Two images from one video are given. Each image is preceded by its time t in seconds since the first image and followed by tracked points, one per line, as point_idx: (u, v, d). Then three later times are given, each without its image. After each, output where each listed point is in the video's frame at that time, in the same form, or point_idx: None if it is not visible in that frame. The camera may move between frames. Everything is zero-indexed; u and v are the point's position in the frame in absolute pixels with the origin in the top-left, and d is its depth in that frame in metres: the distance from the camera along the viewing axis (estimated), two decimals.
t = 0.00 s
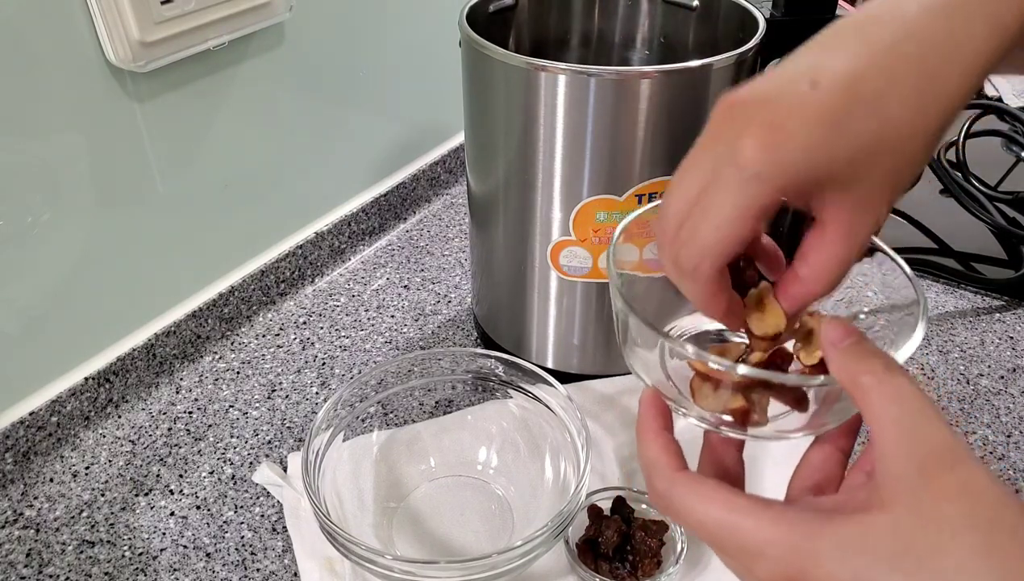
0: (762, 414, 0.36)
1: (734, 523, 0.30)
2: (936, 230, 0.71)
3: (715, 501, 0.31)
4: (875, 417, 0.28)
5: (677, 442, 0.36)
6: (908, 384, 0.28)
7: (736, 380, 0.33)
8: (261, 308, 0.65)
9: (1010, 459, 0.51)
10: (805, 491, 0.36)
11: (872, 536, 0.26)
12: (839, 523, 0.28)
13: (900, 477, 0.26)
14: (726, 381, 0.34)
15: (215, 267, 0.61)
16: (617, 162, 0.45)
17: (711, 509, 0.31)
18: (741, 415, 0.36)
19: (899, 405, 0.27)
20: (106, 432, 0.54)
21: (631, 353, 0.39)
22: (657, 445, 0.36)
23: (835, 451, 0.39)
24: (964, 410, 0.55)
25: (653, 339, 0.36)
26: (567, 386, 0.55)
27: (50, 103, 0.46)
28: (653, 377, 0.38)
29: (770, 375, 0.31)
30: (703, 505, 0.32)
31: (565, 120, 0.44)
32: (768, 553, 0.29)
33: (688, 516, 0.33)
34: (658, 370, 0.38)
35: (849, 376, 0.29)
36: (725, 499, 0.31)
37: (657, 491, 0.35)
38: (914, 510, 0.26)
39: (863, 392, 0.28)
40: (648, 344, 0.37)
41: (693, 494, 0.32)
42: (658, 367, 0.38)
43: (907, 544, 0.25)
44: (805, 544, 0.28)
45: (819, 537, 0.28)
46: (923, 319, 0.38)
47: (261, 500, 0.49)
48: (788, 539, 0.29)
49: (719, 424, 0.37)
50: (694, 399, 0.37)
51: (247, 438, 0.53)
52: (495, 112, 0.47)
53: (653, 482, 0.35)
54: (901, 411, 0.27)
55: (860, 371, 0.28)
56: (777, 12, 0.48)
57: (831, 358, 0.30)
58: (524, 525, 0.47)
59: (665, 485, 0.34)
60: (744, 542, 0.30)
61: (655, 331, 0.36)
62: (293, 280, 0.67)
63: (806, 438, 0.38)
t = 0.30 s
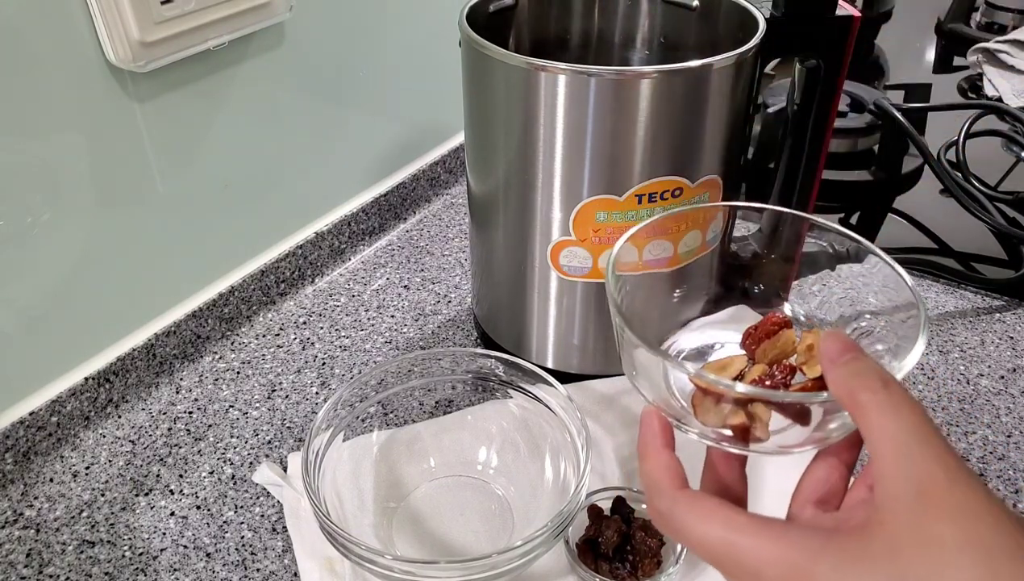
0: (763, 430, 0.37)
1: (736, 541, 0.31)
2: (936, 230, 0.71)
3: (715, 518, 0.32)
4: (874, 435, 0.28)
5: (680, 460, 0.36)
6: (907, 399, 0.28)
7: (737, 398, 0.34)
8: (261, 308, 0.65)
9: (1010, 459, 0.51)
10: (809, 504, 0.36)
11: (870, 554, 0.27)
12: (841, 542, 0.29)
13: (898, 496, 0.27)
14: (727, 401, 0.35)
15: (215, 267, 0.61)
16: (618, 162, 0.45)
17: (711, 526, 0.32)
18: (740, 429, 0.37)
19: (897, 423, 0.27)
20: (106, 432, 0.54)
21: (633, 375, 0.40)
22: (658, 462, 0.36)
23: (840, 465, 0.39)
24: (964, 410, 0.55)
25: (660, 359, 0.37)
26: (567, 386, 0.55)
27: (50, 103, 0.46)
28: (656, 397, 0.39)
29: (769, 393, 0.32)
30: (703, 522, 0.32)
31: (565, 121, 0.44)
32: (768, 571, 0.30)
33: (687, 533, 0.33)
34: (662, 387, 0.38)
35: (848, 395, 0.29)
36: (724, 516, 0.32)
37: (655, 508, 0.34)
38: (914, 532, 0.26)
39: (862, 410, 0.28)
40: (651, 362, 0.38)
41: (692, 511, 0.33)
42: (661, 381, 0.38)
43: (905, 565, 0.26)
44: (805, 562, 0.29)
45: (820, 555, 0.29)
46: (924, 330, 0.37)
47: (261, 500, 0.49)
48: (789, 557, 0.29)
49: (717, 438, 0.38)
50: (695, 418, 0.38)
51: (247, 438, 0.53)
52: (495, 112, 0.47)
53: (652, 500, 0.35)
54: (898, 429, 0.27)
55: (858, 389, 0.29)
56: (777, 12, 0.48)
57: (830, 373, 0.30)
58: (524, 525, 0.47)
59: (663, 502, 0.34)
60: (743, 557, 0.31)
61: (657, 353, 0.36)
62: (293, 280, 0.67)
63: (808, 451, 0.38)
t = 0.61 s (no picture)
0: (779, 424, 0.37)
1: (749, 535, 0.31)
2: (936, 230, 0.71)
3: (728, 510, 0.32)
4: (885, 430, 0.28)
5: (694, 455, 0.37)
6: (920, 396, 0.28)
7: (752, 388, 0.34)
8: (261, 308, 0.65)
9: (1010, 459, 0.51)
10: (821, 500, 0.37)
11: (878, 548, 0.27)
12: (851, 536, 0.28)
13: (908, 492, 0.27)
14: (743, 393, 0.35)
15: (215, 267, 0.61)
16: (618, 161, 0.45)
17: (723, 517, 0.32)
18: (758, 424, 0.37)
19: (909, 419, 0.28)
20: (106, 433, 0.54)
21: (651, 370, 0.40)
22: (674, 457, 0.36)
23: (853, 459, 0.39)
24: (964, 410, 0.55)
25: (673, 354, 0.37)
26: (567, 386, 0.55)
27: (50, 103, 0.46)
28: (672, 392, 0.39)
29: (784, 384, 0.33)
30: (716, 514, 0.32)
31: (565, 121, 0.44)
32: (778, 563, 0.30)
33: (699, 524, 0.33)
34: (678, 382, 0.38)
35: (860, 390, 0.29)
36: (737, 508, 0.32)
37: (670, 500, 0.35)
38: (925, 530, 0.26)
39: (874, 406, 0.28)
40: (666, 356, 0.38)
41: (706, 503, 0.33)
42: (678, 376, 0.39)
43: (914, 562, 0.26)
44: (814, 553, 0.29)
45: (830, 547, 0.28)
46: (937, 327, 0.38)
47: (261, 499, 0.49)
48: (800, 548, 0.29)
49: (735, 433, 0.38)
50: (713, 411, 0.38)
51: (246, 438, 0.53)
52: (495, 113, 0.47)
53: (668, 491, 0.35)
54: (909, 425, 0.27)
55: (869, 384, 0.29)
56: (777, 11, 0.48)
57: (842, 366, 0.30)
58: (524, 525, 0.47)
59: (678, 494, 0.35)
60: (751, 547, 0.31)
61: (674, 348, 0.37)
62: (293, 280, 0.67)
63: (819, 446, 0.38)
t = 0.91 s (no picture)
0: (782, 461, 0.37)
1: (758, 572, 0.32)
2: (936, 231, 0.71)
3: (738, 547, 0.33)
4: (893, 479, 0.29)
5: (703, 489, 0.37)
6: (925, 446, 0.29)
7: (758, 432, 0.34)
8: (261, 308, 0.65)
9: (1010, 459, 0.51)
10: (830, 534, 0.38)
11: None
12: None
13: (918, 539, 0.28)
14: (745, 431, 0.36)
15: (215, 267, 0.61)
16: (618, 161, 0.45)
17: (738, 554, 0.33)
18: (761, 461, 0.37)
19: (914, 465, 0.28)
20: (106, 433, 0.54)
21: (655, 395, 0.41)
22: (682, 489, 0.37)
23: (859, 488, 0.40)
24: (964, 410, 0.55)
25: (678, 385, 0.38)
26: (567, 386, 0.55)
27: (51, 103, 0.46)
28: (678, 423, 0.40)
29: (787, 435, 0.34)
30: (727, 551, 0.33)
31: (565, 121, 0.44)
32: None
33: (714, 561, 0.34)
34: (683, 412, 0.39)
35: (865, 442, 0.30)
36: (747, 546, 0.33)
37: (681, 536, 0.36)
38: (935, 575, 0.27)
39: (880, 458, 0.29)
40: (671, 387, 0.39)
41: (716, 540, 0.34)
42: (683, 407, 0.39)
43: None
44: None
45: None
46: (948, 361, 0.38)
47: (261, 500, 0.49)
48: None
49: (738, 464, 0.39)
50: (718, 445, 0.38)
51: (247, 438, 0.53)
52: (495, 112, 0.47)
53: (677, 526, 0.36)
54: (914, 473, 0.28)
55: (873, 437, 0.29)
56: (777, 11, 0.48)
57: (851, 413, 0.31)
58: (524, 525, 0.47)
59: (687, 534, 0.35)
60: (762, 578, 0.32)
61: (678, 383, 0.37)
62: (293, 280, 0.67)
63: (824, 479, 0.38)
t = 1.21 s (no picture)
0: (797, 421, 0.36)
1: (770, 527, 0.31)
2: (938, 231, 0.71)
3: (752, 503, 0.32)
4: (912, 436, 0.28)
5: (715, 446, 0.37)
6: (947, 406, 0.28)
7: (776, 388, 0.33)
8: (261, 308, 0.65)
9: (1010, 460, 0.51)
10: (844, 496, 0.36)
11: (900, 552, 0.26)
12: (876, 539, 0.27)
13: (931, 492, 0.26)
14: (763, 390, 0.34)
15: (215, 267, 0.61)
16: (618, 161, 0.45)
17: (750, 510, 0.32)
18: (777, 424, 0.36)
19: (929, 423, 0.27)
20: (106, 433, 0.54)
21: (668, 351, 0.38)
22: (696, 447, 0.36)
23: (870, 456, 0.39)
24: (963, 410, 0.55)
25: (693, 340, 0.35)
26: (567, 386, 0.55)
27: (52, 102, 0.46)
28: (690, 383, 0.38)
29: (807, 388, 0.32)
30: (740, 507, 0.32)
31: (565, 121, 0.44)
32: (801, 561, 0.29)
33: (723, 516, 0.33)
34: (698, 376, 0.37)
35: (887, 399, 0.29)
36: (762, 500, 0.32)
37: (695, 494, 0.35)
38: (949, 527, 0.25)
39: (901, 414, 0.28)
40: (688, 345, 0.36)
41: (730, 495, 0.33)
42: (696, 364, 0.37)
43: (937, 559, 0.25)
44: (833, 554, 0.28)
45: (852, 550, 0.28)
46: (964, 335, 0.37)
47: (261, 499, 0.49)
48: (820, 546, 0.29)
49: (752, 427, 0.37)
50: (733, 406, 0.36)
51: (247, 438, 0.53)
52: (495, 113, 0.47)
53: (692, 483, 0.35)
54: (934, 430, 0.27)
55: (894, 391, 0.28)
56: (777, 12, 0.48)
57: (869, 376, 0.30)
58: (524, 525, 0.47)
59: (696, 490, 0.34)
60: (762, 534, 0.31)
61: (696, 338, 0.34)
62: (293, 280, 0.67)
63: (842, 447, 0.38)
